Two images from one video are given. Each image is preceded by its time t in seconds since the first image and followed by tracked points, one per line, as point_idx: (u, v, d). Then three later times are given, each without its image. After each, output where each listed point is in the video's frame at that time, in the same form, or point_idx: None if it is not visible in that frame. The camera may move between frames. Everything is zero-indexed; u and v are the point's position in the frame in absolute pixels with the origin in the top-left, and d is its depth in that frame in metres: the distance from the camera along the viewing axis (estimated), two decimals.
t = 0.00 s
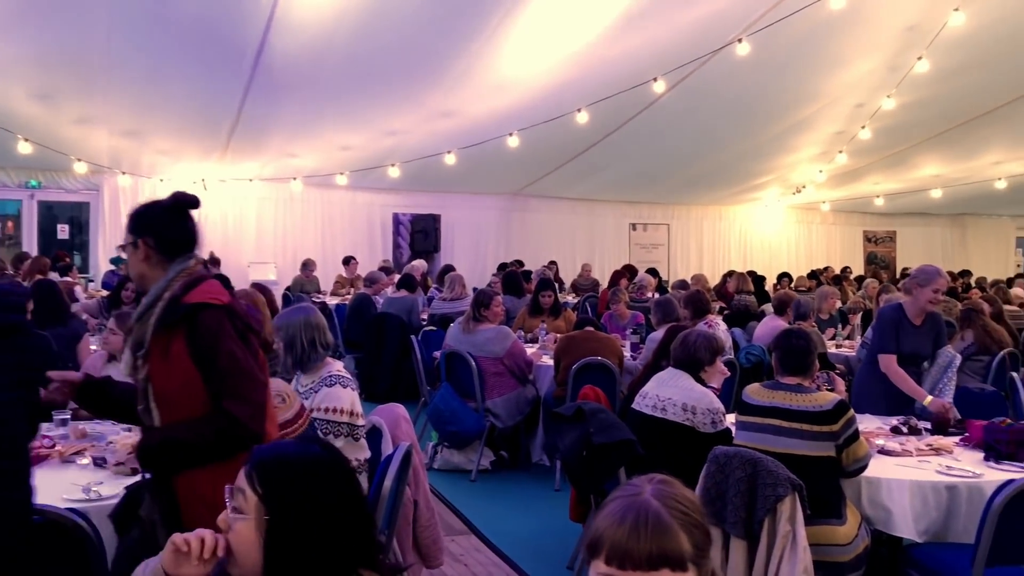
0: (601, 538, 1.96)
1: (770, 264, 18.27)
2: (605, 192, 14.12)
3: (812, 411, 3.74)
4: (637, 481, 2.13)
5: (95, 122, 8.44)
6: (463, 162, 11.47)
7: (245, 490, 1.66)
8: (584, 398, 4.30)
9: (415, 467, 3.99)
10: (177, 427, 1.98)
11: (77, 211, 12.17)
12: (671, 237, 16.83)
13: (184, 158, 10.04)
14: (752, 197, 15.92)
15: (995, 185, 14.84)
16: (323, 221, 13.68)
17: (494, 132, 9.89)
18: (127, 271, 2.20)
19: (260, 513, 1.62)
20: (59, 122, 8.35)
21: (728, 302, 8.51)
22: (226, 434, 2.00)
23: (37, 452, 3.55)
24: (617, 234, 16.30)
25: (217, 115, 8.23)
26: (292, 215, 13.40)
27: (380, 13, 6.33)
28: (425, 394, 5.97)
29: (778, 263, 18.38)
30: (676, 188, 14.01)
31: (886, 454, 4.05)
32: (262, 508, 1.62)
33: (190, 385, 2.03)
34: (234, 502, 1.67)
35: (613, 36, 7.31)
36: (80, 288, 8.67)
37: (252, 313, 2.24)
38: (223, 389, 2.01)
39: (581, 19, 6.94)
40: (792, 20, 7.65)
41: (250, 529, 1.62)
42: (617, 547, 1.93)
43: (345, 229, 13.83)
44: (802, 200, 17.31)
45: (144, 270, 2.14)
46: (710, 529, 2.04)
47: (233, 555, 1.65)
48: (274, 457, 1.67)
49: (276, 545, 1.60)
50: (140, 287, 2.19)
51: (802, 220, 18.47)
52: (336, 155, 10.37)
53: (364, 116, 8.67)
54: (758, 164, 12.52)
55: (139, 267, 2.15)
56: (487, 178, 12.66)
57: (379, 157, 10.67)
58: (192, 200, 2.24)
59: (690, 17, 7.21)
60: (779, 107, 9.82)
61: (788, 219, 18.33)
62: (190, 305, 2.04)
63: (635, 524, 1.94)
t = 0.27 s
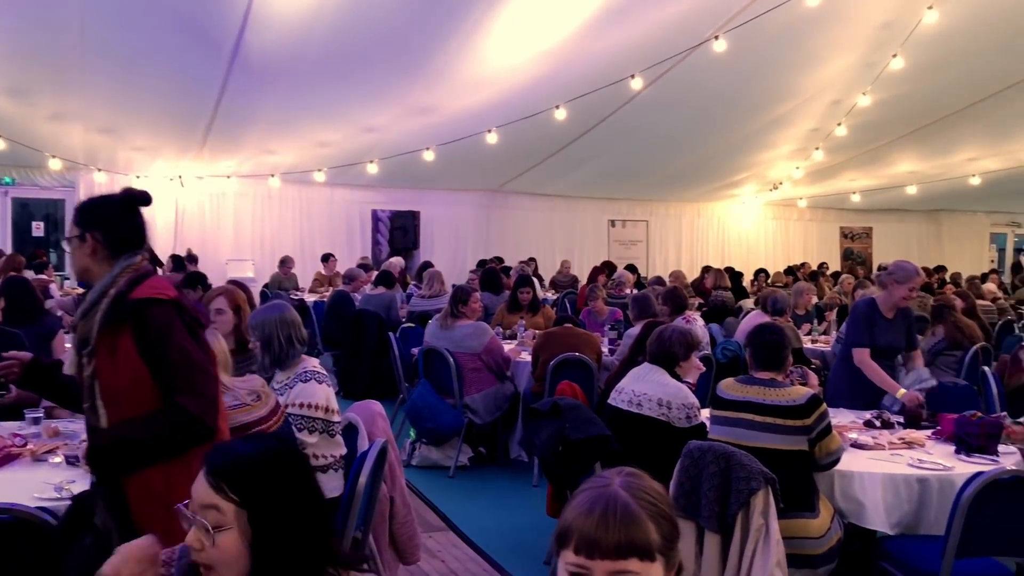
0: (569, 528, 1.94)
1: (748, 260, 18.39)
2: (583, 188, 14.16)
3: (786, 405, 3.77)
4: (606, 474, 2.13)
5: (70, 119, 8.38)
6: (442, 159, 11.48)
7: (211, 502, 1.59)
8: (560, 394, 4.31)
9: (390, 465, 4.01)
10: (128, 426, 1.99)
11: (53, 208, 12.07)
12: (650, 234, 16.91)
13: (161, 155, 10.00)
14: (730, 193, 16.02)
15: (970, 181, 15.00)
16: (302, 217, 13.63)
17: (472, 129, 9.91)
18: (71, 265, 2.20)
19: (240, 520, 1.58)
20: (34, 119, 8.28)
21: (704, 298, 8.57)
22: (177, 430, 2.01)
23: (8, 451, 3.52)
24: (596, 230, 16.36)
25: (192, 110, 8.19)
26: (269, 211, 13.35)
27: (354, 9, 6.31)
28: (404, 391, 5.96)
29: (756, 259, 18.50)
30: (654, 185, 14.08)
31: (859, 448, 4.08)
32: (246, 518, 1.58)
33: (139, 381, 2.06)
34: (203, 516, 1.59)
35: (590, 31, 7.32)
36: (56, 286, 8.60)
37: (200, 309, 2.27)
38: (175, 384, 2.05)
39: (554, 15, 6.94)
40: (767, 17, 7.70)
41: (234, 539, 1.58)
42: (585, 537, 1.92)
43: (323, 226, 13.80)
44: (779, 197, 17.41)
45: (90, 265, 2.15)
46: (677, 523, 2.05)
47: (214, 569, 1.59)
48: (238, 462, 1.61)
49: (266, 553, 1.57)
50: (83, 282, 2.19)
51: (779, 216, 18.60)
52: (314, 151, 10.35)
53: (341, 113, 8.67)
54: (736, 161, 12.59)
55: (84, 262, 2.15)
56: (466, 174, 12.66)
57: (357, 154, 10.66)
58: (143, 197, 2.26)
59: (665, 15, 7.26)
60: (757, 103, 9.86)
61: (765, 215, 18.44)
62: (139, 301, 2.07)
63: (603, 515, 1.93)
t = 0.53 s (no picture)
0: (546, 522, 1.93)
1: (725, 258, 18.47)
2: (560, 185, 14.20)
3: (760, 400, 3.79)
4: (575, 465, 2.15)
5: (42, 115, 8.27)
6: (420, 155, 11.45)
7: (200, 505, 1.68)
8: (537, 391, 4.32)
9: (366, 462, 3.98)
10: (89, 420, 2.00)
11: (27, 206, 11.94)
12: (628, 231, 16.95)
13: (136, 151, 9.93)
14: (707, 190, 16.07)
15: (944, 178, 15.14)
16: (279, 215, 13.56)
17: (450, 125, 9.88)
18: (26, 258, 2.16)
19: (232, 517, 1.69)
20: (5, 115, 8.17)
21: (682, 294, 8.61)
22: (139, 423, 2.03)
23: None
24: (574, 228, 16.38)
25: (165, 107, 8.16)
26: (246, 209, 13.28)
27: (334, 8, 6.33)
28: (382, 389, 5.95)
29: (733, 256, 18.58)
30: (632, 182, 14.11)
31: (834, 443, 4.11)
32: (237, 514, 1.69)
33: (97, 377, 2.06)
34: (192, 521, 1.68)
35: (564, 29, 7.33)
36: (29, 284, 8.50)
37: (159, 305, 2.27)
38: (134, 380, 2.05)
39: (525, 13, 6.91)
40: (744, 15, 7.73)
41: (228, 536, 1.68)
42: (564, 530, 1.91)
43: (300, 224, 13.74)
44: (755, 194, 17.50)
45: (47, 259, 2.13)
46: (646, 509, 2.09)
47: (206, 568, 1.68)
48: (216, 461, 1.71)
49: (258, 544, 1.70)
50: (39, 277, 2.17)
51: (756, 213, 18.67)
52: (291, 148, 10.30)
53: (318, 108, 8.61)
54: (714, 158, 12.65)
55: (41, 255, 2.13)
56: (443, 171, 12.65)
57: (335, 150, 10.62)
58: (105, 194, 2.25)
59: (643, 11, 7.25)
60: (732, 101, 9.90)
61: (742, 213, 18.51)
62: (97, 295, 2.06)
63: (580, 505, 1.94)
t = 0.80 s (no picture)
0: (518, 515, 1.92)
1: (704, 255, 18.56)
2: (539, 184, 14.22)
3: (736, 397, 3.81)
4: (544, 460, 2.15)
5: (15, 116, 8.20)
6: (398, 154, 11.44)
7: (172, 514, 1.67)
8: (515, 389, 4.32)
9: (342, 460, 3.95)
10: (51, 422, 1.98)
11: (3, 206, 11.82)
12: (607, 229, 17.00)
13: (112, 150, 9.86)
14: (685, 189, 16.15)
15: (919, 176, 15.28)
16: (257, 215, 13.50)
17: (428, 124, 9.89)
18: None
19: (205, 523, 1.69)
20: None
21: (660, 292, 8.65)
22: (104, 423, 2.02)
23: None
24: (553, 226, 16.41)
25: (138, 107, 8.12)
26: (223, 208, 13.22)
27: (308, 9, 6.33)
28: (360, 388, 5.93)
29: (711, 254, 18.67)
30: (610, 181, 14.16)
31: (809, 439, 4.14)
32: (211, 520, 1.69)
33: (60, 378, 2.05)
34: (165, 530, 1.67)
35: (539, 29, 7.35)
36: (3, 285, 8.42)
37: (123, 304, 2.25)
38: (98, 379, 2.05)
39: (496, 12, 6.90)
40: (719, 15, 7.77)
41: (203, 542, 1.68)
42: (535, 522, 1.91)
43: (277, 223, 13.69)
44: (734, 192, 17.59)
45: (8, 260, 2.11)
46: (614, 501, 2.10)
47: None
48: (185, 467, 1.70)
49: (232, 548, 1.71)
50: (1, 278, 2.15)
51: (733, 211, 18.75)
52: (268, 147, 10.27)
53: (295, 107, 8.60)
54: (691, 157, 12.71)
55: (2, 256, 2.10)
56: (422, 169, 12.64)
57: (313, 148, 10.60)
58: (70, 196, 2.23)
59: (617, 12, 7.29)
60: (708, 99, 9.94)
61: (720, 211, 18.59)
62: (59, 295, 2.05)
63: (551, 496, 1.94)
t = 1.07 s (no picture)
0: (486, 509, 1.93)
1: (685, 253, 18.61)
2: (519, 182, 14.23)
3: (714, 394, 3.82)
4: (520, 456, 2.15)
5: None
6: (378, 153, 11.41)
7: (148, 526, 1.70)
8: (495, 388, 4.31)
9: (320, 461, 3.92)
10: (26, 423, 1.96)
11: None
12: (588, 228, 17.01)
13: (88, 150, 9.79)
14: (666, 187, 16.18)
15: (897, 173, 15.40)
16: (237, 215, 13.44)
17: (408, 123, 9.87)
18: None
19: (180, 534, 1.71)
20: None
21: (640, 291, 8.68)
22: (82, 423, 2.02)
23: None
24: (535, 225, 16.42)
25: (114, 106, 8.05)
26: (202, 208, 13.16)
27: (284, 7, 6.30)
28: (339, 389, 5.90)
29: (692, 251, 18.71)
30: (591, 179, 14.17)
31: (787, 435, 4.15)
32: (186, 531, 1.72)
33: (33, 380, 2.02)
34: (140, 541, 1.69)
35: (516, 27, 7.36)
36: None
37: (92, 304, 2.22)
38: (75, 379, 2.03)
39: (469, 12, 6.89)
40: (697, 13, 7.79)
41: (178, 553, 1.71)
42: (502, 516, 1.91)
43: (257, 223, 13.63)
44: (713, 190, 17.65)
45: None
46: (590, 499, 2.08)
47: None
48: (160, 477, 1.72)
49: (206, 557, 1.74)
50: None
51: (714, 209, 18.83)
52: (246, 146, 10.22)
53: (274, 106, 8.55)
54: (672, 155, 12.74)
55: None
56: (402, 169, 12.61)
57: (292, 148, 10.56)
58: (35, 197, 2.15)
59: (596, 10, 7.29)
60: (687, 98, 9.97)
61: (700, 209, 18.65)
62: (31, 297, 2.02)
63: (519, 492, 1.94)
